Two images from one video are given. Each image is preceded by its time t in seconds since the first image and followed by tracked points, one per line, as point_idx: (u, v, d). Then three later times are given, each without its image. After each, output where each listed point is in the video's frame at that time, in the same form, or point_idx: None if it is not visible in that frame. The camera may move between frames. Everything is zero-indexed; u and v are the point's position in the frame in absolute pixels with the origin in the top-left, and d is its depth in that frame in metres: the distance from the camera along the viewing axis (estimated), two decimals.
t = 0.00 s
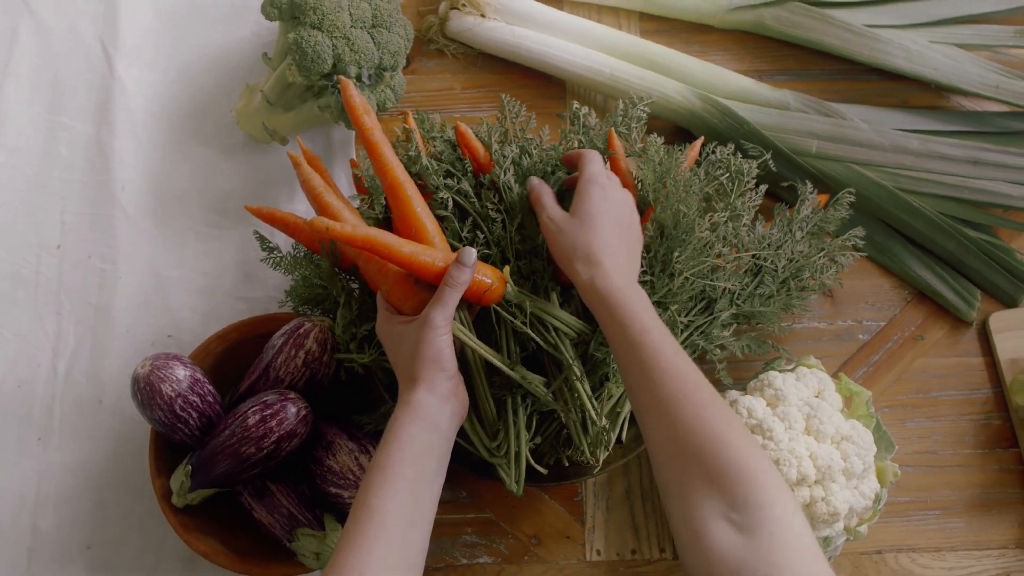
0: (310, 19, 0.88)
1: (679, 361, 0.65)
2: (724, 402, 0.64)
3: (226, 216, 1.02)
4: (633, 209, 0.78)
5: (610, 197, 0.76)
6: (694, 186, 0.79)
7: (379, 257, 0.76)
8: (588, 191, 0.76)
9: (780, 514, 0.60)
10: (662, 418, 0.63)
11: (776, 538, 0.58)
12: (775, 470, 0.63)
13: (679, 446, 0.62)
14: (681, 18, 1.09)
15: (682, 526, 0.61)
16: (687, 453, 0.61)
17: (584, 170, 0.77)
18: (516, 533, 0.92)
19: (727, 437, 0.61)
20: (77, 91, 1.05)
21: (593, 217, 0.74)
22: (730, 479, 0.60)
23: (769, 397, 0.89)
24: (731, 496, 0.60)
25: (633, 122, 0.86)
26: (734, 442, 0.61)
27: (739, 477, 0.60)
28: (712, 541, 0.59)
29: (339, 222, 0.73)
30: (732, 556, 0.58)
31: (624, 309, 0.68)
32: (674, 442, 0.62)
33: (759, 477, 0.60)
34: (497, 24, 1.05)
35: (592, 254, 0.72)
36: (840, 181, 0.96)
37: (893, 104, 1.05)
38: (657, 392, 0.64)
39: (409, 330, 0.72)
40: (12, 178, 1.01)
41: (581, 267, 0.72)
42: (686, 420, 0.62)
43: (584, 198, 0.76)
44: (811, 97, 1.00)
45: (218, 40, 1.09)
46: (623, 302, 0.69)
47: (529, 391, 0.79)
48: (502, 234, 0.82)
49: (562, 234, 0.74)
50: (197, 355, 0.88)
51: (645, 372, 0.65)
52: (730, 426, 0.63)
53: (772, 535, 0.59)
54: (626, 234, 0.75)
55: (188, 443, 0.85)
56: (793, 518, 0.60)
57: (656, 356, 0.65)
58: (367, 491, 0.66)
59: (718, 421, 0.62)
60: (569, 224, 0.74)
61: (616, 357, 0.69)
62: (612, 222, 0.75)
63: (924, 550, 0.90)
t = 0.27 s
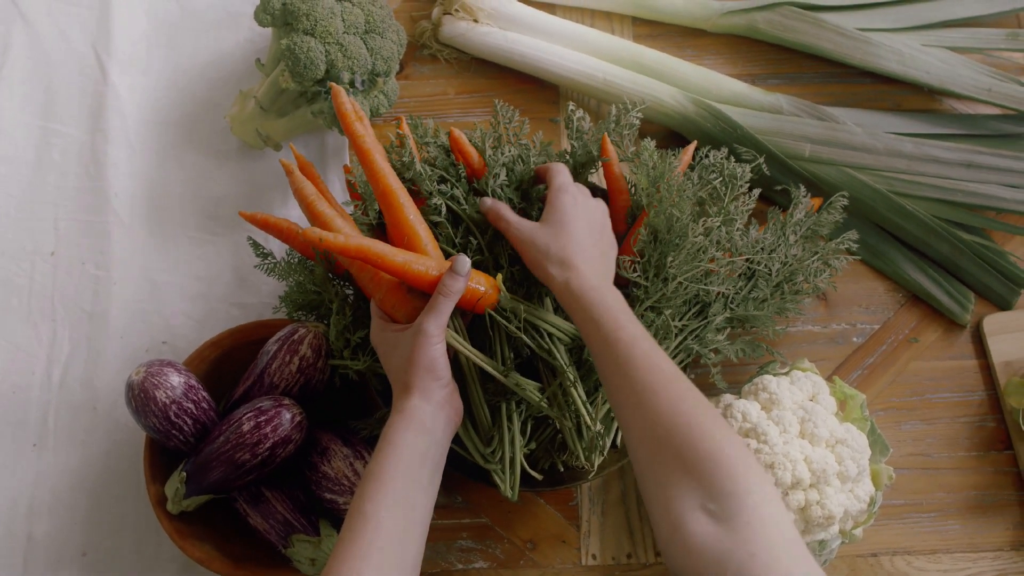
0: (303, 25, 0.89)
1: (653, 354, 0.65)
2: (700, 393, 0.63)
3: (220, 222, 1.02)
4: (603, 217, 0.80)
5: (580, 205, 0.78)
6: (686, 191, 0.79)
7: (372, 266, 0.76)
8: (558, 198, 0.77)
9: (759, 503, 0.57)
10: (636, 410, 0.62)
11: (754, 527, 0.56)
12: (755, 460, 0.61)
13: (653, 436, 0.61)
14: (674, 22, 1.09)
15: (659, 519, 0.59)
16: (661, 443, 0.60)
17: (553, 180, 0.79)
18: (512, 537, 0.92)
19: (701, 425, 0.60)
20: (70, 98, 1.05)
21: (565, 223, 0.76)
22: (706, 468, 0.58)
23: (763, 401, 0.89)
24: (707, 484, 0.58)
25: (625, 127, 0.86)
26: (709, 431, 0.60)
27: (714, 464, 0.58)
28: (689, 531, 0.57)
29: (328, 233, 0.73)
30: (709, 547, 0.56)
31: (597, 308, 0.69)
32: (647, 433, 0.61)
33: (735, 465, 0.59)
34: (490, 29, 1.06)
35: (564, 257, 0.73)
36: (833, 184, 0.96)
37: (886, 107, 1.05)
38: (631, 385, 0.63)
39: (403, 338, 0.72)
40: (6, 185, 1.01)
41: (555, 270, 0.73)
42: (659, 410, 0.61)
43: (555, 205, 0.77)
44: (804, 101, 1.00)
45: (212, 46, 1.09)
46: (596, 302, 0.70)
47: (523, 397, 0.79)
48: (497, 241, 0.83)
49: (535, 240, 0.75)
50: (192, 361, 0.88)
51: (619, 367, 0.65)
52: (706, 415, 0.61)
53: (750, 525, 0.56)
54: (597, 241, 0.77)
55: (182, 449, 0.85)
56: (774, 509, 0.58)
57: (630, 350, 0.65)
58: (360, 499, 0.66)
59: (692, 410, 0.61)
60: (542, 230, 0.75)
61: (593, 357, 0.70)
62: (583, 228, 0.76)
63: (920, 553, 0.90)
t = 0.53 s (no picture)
0: (300, 27, 0.89)
1: (637, 352, 0.65)
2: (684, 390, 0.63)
3: (217, 224, 1.02)
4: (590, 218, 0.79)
5: (563, 207, 0.77)
6: (683, 191, 0.79)
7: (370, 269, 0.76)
8: (540, 201, 0.77)
9: (744, 497, 0.57)
10: (619, 409, 0.62)
11: (740, 522, 0.56)
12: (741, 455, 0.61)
13: (637, 433, 0.60)
14: (671, 23, 1.09)
15: (645, 515, 0.59)
16: (645, 440, 0.60)
17: (539, 184, 0.79)
18: (510, 538, 0.92)
19: (685, 421, 0.60)
20: (67, 100, 1.05)
21: (547, 224, 0.75)
22: (691, 464, 0.58)
23: (761, 401, 0.89)
24: (692, 480, 0.58)
25: (621, 128, 0.86)
26: (693, 427, 0.60)
27: (698, 460, 0.58)
28: (675, 527, 0.57)
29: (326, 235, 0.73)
30: (696, 542, 0.56)
31: (580, 307, 0.68)
32: (632, 430, 0.61)
33: (720, 461, 0.58)
34: (487, 30, 1.06)
35: (546, 258, 0.72)
36: (830, 184, 0.96)
37: (883, 107, 1.05)
38: (614, 383, 0.63)
39: (400, 342, 0.72)
40: (3, 187, 1.01)
41: (537, 271, 0.72)
42: (642, 408, 0.61)
43: (538, 208, 0.77)
44: (801, 101, 1.00)
45: (209, 47, 1.09)
46: (578, 301, 0.69)
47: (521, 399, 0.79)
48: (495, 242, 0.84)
49: (516, 243, 0.74)
50: (190, 363, 0.88)
51: (602, 365, 0.64)
52: (690, 412, 0.61)
53: (736, 520, 0.56)
54: (580, 241, 0.76)
55: (180, 451, 0.85)
56: (761, 502, 0.58)
57: (612, 348, 0.65)
58: (357, 502, 0.66)
59: (676, 406, 0.61)
60: (523, 233, 0.75)
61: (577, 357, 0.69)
62: (566, 229, 0.76)
63: (918, 553, 0.90)
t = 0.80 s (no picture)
0: (303, 25, 0.89)
1: (638, 342, 0.65)
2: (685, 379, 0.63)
3: (221, 222, 1.03)
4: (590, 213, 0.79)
5: (564, 201, 0.78)
6: (686, 187, 0.79)
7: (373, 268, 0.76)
8: (541, 195, 0.77)
9: (745, 486, 0.57)
10: (620, 399, 0.62)
11: (741, 511, 0.56)
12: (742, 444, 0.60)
13: (638, 424, 0.60)
14: (674, 21, 1.10)
15: (646, 504, 0.59)
16: (646, 430, 0.60)
17: (539, 179, 0.79)
18: (514, 536, 0.92)
19: (686, 411, 0.60)
20: (69, 99, 1.05)
21: (548, 217, 0.75)
22: (692, 453, 0.58)
23: (765, 398, 0.89)
24: (692, 469, 0.57)
25: (624, 126, 0.86)
26: (694, 416, 0.60)
27: (699, 449, 0.58)
28: (675, 516, 0.57)
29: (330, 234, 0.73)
30: (696, 531, 0.56)
31: (581, 298, 0.68)
32: (633, 420, 0.61)
33: (721, 450, 0.58)
34: (489, 28, 1.06)
35: (548, 250, 0.73)
36: (834, 182, 0.96)
37: (886, 105, 1.06)
38: (615, 373, 0.63)
39: (404, 341, 0.73)
40: (6, 186, 1.01)
41: (539, 262, 0.72)
42: (643, 397, 0.61)
43: (539, 201, 0.77)
44: (804, 99, 1.00)
45: (211, 47, 1.10)
46: (579, 291, 0.69)
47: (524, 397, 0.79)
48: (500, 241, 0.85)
49: (518, 236, 0.75)
50: (193, 361, 0.88)
51: (603, 355, 0.64)
52: (691, 401, 0.61)
53: (737, 509, 0.56)
54: (581, 234, 0.76)
55: (184, 449, 0.85)
56: (762, 492, 0.58)
57: (613, 339, 0.65)
58: (361, 499, 0.66)
59: (677, 396, 0.61)
60: (525, 226, 0.75)
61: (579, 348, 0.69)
62: (567, 223, 0.76)
63: (922, 550, 0.90)
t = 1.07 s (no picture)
0: (305, 14, 0.88)
1: (646, 338, 0.64)
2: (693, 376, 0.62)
3: (222, 212, 1.03)
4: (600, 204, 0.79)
5: (573, 192, 0.77)
6: (689, 177, 0.79)
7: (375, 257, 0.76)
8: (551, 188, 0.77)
9: (753, 484, 0.57)
10: (628, 395, 0.62)
11: (748, 509, 0.56)
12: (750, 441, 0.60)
13: (646, 421, 0.60)
14: (677, 11, 1.09)
15: (653, 501, 0.59)
16: (653, 427, 0.60)
17: (546, 172, 0.79)
18: (515, 527, 0.92)
19: (694, 407, 0.59)
20: (70, 88, 1.05)
21: (557, 210, 0.75)
22: (699, 450, 0.58)
23: (767, 389, 0.89)
24: (700, 467, 0.57)
25: (628, 116, 0.85)
26: (702, 413, 0.59)
27: (706, 446, 0.58)
28: (682, 514, 0.57)
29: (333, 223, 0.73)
30: (703, 528, 0.55)
31: (589, 293, 0.68)
32: (640, 417, 0.60)
33: (729, 448, 0.58)
34: (492, 18, 1.05)
35: (556, 245, 0.72)
36: (838, 173, 0.96)
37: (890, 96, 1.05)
38: (623, 369, 0.62)
39: (405, 330, 0.72)
40: (7, 176, 1.01)
41: (548, 257, 0.72)
42: (651, 394, 0.60)
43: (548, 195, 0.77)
44: (809, 89, 1.00)
45: (213, 36, 1.09)
46: (586, 286, 0.68)
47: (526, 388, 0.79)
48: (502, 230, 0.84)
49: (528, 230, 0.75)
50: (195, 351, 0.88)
51: (610, 351, 0.64)
52: (699, 398, 0.61)
53: (744, 507, 0.56)
54: (592, 227, 0.76)
55: (185, 438, 0.85)
56: (769, 490, 0.58)
57: (621, 335, 0.64)
58: (362, 489, 0.66)
59: (685, 393, 0.60)
60: (534, 220, 0.75)
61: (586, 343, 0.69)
62: (577, 215, 0.75)
63: (924, 542, 0.90)
